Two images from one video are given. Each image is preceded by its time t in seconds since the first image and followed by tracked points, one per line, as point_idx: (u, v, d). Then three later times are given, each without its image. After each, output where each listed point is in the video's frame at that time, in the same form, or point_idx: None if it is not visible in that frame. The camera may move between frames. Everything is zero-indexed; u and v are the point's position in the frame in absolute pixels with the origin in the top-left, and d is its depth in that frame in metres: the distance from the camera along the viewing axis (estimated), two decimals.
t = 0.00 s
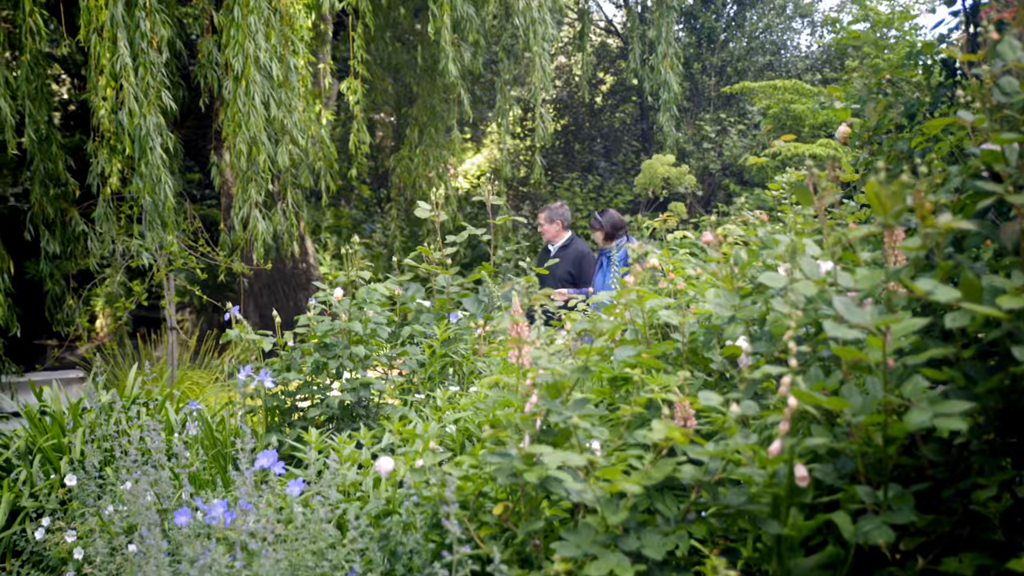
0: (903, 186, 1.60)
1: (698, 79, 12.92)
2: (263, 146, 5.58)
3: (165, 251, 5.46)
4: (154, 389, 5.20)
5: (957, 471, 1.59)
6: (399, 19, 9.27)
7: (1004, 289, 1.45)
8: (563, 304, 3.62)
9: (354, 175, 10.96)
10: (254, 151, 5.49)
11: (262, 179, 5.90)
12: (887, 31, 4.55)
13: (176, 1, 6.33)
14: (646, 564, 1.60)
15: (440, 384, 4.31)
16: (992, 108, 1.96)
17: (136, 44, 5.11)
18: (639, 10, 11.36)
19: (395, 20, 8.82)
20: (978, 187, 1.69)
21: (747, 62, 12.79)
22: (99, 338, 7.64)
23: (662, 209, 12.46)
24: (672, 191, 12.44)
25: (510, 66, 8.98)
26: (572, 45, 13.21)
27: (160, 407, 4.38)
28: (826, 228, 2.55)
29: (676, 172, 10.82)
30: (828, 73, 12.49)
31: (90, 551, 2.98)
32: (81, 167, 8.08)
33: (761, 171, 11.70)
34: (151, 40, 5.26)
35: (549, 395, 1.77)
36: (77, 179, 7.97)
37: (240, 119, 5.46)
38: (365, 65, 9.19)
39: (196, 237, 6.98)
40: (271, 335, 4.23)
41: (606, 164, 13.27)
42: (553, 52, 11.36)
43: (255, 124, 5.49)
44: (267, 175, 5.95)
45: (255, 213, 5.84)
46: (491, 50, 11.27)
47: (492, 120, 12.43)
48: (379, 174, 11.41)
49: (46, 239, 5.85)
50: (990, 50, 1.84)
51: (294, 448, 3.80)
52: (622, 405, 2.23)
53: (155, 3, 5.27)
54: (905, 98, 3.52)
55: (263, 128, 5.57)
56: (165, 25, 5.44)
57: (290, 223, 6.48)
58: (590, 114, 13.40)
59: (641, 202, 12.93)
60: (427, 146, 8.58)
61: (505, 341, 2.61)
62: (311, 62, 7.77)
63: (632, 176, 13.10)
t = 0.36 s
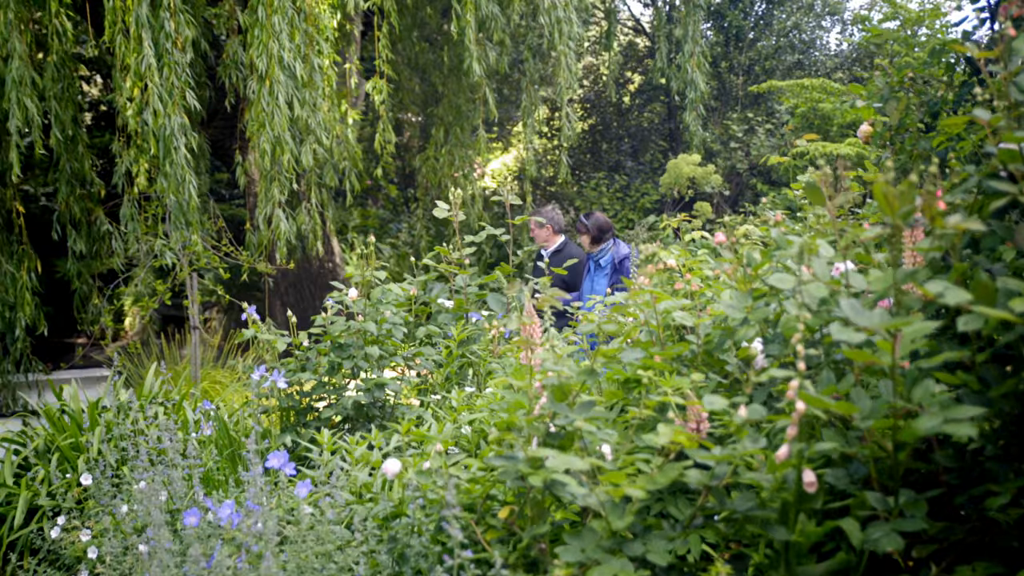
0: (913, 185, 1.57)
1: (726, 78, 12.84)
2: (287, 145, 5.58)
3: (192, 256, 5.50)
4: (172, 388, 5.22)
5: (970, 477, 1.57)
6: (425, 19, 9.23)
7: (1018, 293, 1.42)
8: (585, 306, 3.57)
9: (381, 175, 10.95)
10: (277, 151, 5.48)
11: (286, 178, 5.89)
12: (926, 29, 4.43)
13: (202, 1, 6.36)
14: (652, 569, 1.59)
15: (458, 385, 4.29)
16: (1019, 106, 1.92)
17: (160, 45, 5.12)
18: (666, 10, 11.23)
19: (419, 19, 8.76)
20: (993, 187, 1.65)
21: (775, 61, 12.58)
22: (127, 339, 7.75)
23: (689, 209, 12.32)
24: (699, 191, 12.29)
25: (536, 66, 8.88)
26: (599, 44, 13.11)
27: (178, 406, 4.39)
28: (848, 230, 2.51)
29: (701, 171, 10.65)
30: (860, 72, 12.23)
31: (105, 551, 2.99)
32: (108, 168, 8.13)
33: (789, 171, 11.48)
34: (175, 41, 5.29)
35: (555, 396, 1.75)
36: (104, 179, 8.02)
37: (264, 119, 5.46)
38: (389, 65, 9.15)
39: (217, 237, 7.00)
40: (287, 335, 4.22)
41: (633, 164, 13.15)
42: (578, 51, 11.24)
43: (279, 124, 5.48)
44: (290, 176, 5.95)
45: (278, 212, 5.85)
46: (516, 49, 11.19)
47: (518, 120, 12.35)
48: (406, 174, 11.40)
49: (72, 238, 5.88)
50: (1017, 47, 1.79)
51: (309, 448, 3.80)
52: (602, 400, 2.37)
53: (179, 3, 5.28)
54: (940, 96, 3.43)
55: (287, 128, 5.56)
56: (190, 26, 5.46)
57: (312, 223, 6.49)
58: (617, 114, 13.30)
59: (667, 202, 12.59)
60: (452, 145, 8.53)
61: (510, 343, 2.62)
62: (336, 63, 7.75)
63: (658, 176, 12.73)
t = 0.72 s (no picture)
0: (921, 187, 1.53)
1: (754, 78, 12.67)
2: (311, 145, 5.55)
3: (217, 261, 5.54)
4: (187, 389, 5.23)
5: (984, 482, 1.53)
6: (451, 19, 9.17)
7: None
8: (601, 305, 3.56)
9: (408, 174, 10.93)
10: (302, 151, 5.46)
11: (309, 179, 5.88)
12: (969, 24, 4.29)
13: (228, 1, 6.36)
14: (657, 574, 1.56)
15: (476, 386, 4.27)
16: None
17: (185, 45, 5.11)
18: (694, 9, 11.07)
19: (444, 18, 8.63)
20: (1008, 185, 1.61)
21: (804, 60, 12.33)
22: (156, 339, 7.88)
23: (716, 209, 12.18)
24: (726, 191, 12.16)
25: (563, 65, 8.77)
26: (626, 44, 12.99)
27: (195, 406, 4.39)
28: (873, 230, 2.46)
29: (728, 172, 10.47)
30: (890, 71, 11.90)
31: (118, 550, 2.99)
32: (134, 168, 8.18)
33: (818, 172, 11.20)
34: (199, 41, 5.29)
35: (562, 399, 1.71)
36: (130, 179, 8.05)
37: (288, 119, 5.44)
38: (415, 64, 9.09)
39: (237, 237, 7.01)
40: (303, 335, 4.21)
41: (660, 164, 13.02)
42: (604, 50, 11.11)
43: (303, 124, 5.46)
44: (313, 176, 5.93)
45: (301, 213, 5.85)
46: (542, 49, 11.06)
47: (545, 120, 12.23)
48: (434, 174, 11.32)
49: (99, 238, 5.90)
50: None
51: (324, 449, 3.79)
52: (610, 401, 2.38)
53: (204, 3, 5.27)
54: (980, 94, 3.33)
55: (311, 128, 5.54)
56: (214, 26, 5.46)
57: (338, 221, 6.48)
58: (645, 114, 13.17)
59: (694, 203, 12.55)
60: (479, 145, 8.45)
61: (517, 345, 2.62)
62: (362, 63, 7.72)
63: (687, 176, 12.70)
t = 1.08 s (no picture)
0: (922, 185, 1.51)
1: (781, 77, 12.26)
2: (334, 145, 5.53)
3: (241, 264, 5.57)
4: (203, 388, 5.23)
5: (993, 487, 1.50)
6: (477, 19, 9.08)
7: None
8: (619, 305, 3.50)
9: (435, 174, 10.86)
10: (324, 150, 5.44)
11: (332, 179, 5.87)
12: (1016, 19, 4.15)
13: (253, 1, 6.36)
14: None
15: (491, 386, 4.23)
16: None
17: (209, 45, 5.12)
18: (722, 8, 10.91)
19: (469, 19, 8.59)
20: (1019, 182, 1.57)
21: (833, 58, 11.95)
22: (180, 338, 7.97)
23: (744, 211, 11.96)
24: (753, 192, 11.82)
25: (589, 65, 8.67)
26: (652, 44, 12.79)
27: (211, 405, 4.39)
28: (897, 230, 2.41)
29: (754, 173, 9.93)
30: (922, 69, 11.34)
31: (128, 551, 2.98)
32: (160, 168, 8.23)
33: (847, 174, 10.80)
34: (222, 41, 5.29)
35: (565, 401, 1.69)
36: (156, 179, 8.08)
37: (311, 119, 5.42)
38: (439, 64, 9.03)
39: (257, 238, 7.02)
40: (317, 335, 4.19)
41: (687, 163, 12.81)
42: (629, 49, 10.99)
43: (325, 123, 5.44)
44: (335, 176, 5.92)
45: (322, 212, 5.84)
46: (567, 49, 10.93)
47: (571, 121, 12.09)
48: (461, 175, 11.20)
49: (124, 238, 5.96)
50: None
51: (336, 450, 3.78)
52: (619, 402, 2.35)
53: (227, 3, 5.28)
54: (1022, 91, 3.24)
55: (334, 128, 5.52)
56: (238, 26, 5.46)
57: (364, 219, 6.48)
58: (672, 113, 12.97)
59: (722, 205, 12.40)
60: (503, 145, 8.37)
61: (523, 347, 2.62)
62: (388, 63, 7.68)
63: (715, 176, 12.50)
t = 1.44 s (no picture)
0: (927, 186, 1.48)
1: (810, 77, 11.69)
2: (359, 145, 5.50)
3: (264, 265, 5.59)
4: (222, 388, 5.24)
5: (1002, 494, 1.47)
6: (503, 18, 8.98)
7: None
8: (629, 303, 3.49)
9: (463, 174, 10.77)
10: (349, 150, 5.42)
11: (356, 178, 5.86)
12: None
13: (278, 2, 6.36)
14: None
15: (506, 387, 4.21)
16: None
17: (235, 45, 5.13)
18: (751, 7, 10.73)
19: (495, 19, 8.72)
20: None
21: (861, 57, 11.39)
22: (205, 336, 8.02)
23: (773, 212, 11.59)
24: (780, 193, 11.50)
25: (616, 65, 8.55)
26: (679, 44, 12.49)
27: (229, 405, 4.40)
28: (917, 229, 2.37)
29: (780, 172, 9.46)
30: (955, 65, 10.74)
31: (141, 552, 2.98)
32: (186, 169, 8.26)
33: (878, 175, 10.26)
34: (248, 41, 5.30)
35: (568, 403, 1.66)
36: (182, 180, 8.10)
37: (335, 118, 5.41)
38: (465, 64, 9.01)
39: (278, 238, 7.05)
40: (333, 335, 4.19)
41: (715, 164, 12.48)
42: (656, 48, 10.86)
43: (350, 123, 5.41)
44: (359, 176, 5.91)
45: (345, 211, 5.84)
46: (595, 48, 10.78)
47: (597, 121, 11.96)
48: (489, 175, 11.01)
49: (151, 237, 5.99)
50: None
51: (350, 449, 3.78)
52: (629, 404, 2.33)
53: (252, 3, 5.28)
54: None
55: (359, 127, 5.49)
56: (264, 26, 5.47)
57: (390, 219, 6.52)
58: (700, 114, 12.66)
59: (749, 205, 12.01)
60: (529, 145, 8.28)
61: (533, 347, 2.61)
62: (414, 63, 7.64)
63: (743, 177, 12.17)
